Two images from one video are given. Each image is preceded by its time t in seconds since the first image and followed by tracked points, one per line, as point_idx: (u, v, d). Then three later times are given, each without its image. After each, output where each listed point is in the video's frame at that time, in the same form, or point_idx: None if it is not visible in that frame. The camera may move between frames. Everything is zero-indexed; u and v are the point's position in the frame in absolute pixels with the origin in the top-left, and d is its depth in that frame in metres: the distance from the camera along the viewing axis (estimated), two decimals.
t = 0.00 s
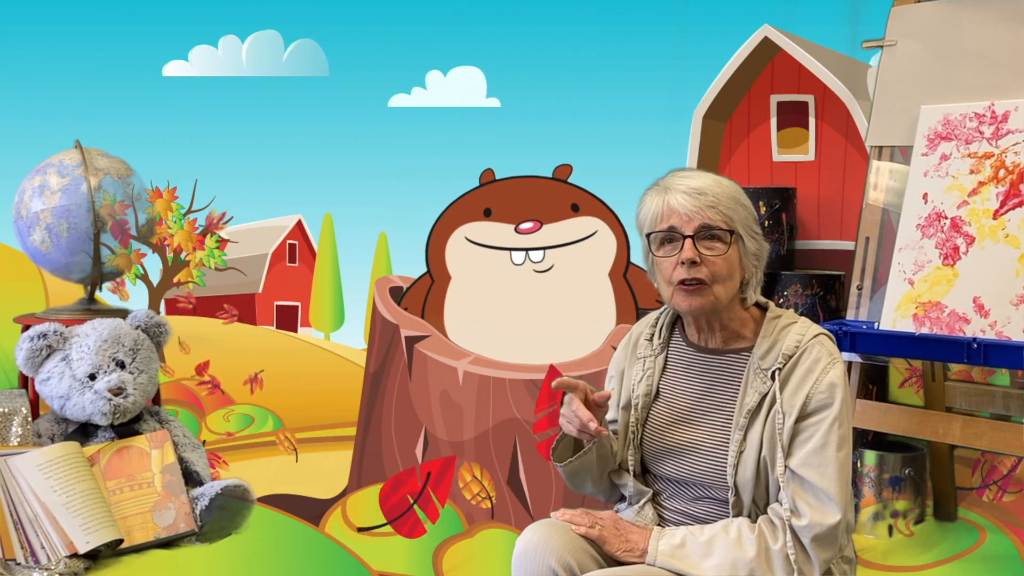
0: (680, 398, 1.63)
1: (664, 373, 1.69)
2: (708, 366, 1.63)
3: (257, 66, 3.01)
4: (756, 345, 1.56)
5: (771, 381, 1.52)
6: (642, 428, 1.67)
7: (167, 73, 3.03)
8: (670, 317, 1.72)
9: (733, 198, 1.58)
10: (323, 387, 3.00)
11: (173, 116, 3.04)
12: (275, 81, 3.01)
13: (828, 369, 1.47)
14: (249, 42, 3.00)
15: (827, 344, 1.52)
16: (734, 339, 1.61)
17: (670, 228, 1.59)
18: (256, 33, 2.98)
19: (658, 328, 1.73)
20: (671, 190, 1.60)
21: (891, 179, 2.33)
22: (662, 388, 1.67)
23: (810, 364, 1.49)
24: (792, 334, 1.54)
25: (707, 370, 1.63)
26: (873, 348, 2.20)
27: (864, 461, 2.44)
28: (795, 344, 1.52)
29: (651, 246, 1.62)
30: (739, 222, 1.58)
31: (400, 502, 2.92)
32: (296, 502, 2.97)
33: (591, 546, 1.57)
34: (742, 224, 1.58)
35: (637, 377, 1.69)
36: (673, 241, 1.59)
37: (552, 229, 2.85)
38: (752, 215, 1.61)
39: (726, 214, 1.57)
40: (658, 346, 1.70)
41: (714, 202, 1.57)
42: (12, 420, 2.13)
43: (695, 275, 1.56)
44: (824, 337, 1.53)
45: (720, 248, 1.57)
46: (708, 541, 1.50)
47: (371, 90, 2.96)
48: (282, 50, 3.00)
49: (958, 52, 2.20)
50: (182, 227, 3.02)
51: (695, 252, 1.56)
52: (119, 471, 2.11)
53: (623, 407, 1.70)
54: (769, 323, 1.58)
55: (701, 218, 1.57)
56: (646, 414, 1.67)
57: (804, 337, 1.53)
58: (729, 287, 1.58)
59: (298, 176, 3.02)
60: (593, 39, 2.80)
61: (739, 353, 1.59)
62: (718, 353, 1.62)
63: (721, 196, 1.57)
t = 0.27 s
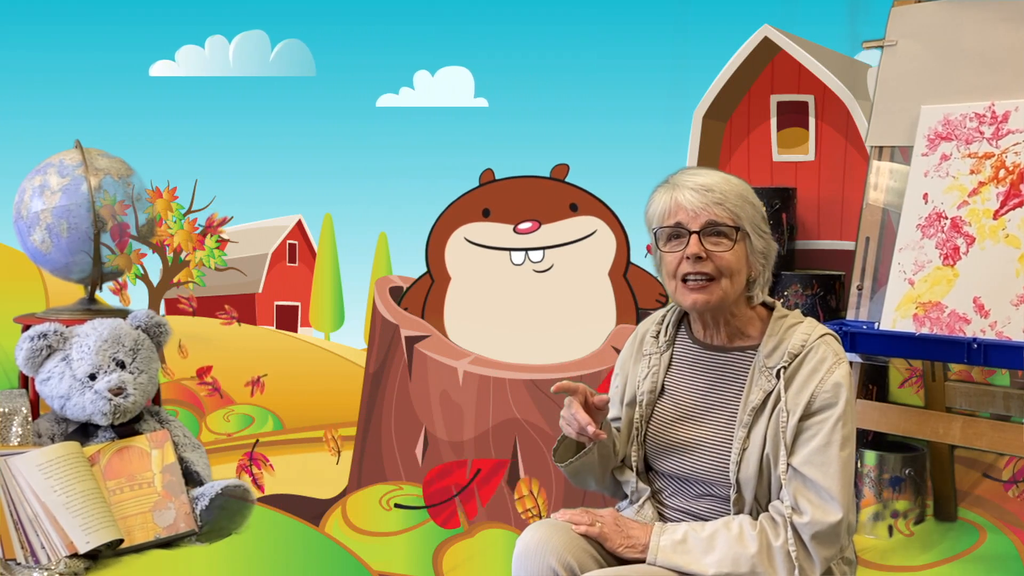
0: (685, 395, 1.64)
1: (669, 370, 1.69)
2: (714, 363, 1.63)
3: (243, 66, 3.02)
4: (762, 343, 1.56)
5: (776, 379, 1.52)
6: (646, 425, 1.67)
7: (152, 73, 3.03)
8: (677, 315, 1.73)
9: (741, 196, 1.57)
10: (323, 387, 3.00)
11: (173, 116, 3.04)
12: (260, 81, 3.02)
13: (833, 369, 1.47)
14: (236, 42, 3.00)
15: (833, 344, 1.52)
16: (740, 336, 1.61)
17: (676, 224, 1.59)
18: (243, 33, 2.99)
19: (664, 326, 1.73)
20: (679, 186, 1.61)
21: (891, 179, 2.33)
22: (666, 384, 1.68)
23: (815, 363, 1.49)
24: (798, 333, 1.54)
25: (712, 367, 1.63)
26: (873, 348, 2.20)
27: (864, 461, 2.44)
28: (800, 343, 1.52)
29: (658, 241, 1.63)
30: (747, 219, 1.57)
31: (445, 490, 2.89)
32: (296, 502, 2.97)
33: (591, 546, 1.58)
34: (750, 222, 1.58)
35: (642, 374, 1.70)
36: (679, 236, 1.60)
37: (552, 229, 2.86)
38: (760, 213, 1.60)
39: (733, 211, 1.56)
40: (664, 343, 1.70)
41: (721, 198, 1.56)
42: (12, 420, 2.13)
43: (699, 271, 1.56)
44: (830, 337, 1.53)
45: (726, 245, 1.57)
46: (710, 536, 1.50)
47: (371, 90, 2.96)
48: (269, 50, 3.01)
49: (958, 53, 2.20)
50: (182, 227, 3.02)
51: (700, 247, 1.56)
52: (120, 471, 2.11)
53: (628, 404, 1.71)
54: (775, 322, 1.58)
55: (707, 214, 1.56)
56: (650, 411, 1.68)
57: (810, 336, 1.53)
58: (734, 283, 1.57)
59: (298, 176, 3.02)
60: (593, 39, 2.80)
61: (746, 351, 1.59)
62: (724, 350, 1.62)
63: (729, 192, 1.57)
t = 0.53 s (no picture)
0: (691, 388, 1.63)
1: (676, 364, 1.68)
2: (720, 358, 1.62)
3: (231, 66, 3.03)
4: (769, 339, 1.56)
5: (782, 374, 1.51)
6: (652, 417, 1.66)
7: (139, 73, 3.03)
8: (685, 310, 1.73)
9: (753, 192, 1.56)
10: (323, 387, 3.00)
11: (173, 115, 3.04)
12: (247, 80, 3.02)
13: (839, 366, 1.47)
14: (223, 42, 3.00)
15: (840, 342, 1.52)
16: (748, 331, 1.61)
17: (687, 216, 1.59)
18: (229, 33, 2.99)
19: (673, 320, 1.73)
20: (692, 180, 1.61)
21: (891, 179, 2.33)
22: (673, 377, 1.67)
23: (821, 361, 1.49)
24: (805, 330, 1.54)
25: (718, 361, 1.62)
26: (873, 348, 2.21)
27: (865, 461, 2.45)
28: (807, 340, 1.52)
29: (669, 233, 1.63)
30: (757, 216, 1.56)
31: (487, 477, 2.86)
32: (296, 502, 2.97)
33: (592, 547, 1.58)
34: (761, 218, 1.57)
35: (648, 367, 1.69)
36: (688, 228, 1.60)
37: (552, 229, 2.85)
38: (773, 211, 1.59)
39: (743, 206, 1.56)
40: (671, 337, 1.70)
41: (731, 193, 1.56)
42: (12, 420, 2.12)
43: (705, 263, 1.56)
44: (837, 336, 1.53)
45: (734, 239, 1.56)
46: (718, 508, 1.46)
47: (371, 91, 2.96)
48: (256, 50, 3.01)
49: (958, 53, 2.20)
50: (182, 227, 3.02)
51: (708, 239, 1.56)
52: (120, 471, 2.11)
53: (634, 397, 1.70)
54: (783, 319, 1.58)
55: (717, 208, 1.56)
56: (656, 404, 1.67)
57: (817, 333, 1.53)
58: (741, 278, 1.56)
59: (298, 176, 3.02)
60: (594, 39, 2.80)
61: (754, 347, 1.59)
62: (731, 344, 1.61)
63: (740, 188, 1.56)
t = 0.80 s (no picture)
0: (698, 381, 1.58)
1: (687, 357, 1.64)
2: (729, 351, 1.57)
3: (226, 66, 3.02)
4: (778, 337, 1.50)
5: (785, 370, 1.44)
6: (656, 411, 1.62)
7: (139, 72, 3.03)
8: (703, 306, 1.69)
9: (761, 188, 1.50)
10: (323, 386, 3.01)
11: (173, 116, 3.04)
12: (232, 81, 3.03)
13: (842, 366, 1.39)
14: (210, 42, 3.01)
15: (848, 345, 1.43)
16: (758, 327, 1.56)
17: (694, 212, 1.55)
18: (217, 33, 2.99)
19: (688, 315, 1.70)
20: (705, 176, 1.57)
21: (892, 179, 2.33)
22: (683, 370, 1.63)
23: (826, 359, 1.40)
24: (814, 331, 1.47)
25: (727, 355, 1.57)
26: (873, 349, 2.21)
27: (865, 462, 2.46)
28: (815, 339, 1.44)
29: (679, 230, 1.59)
30: (765, 211, 1.49)
31: (530, 462, 2.83)
32: (296, 502, 2.97)
33: (592, 547, 1.57)
34: (769, 212, 1.49)
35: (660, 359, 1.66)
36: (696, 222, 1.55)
37: (551, 229, 2.86)
38: (786, 207, 1.51)
39: (749, 200, 1.49)
40: (685, 330, 1.67)
41: (737, 187, 1.50)
42: (12, 420, 2.12)
43: (706, 256, 1.51)
44: (846, 339, 1.44)
45: (737, 233, 1.50)
46: (724, 454, 1.31)
47: (371, 91, 2.97)
48: (243, 50, 3.01)
49: (958, 53, 2.20)
50: (182, 227, 3.02)
51: (709, 233, 1.51)
52: (120, 471, 2.11)
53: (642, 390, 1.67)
54: (795, 319, 1.52)
55: (721, 202, 1.51)
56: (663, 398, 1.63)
57: (825, 334, 1.45)
58: (743, 273, 1.50)
59: (298, 176, 3.02)
60: (594, 39, 2.80)
61: (763, 344, 1.53)
62: (739, 339, 1.56)
63: (747, 182, 1.50)
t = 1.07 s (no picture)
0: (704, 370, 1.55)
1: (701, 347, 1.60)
2: (734, 344, 1.53)
3: (224, 66, 3.03)
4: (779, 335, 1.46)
5: (776, 366, 1.40)
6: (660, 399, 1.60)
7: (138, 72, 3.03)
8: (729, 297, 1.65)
9: (735, 193, 1.44)
10: (324, 387, 3.01)
11: (173, 116, 3.04)
12: (219, 81, 3.03)
13: (829, 369, 1.34)
14: (196, 42, 3.01)
15: (846, 352, 1.37)
16: (756, 327, 1.51)
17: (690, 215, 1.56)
18: (216, 33, 3.00)
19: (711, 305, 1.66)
20: (705, 176, 1.53)
21: (892, 179, 2.33)
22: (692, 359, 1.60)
23: (816, 360, 1.36)
24: (814, 334, 1.41)
25: (732, 347, 1.53)
26: (874, 349, 2.22)
27: (865, 461, 2.45)
28: (811, 341, 1.39)
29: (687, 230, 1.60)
30: (738, 217, 1.43)
31: (574, 447, 2.80)
32: (296, 502, 2.97)
33: (594, 546, 1.57)
34: (743, 217, 1.42)
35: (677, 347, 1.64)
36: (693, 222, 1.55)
37: (552, 229, 2.85)
38: (767, 210, 1.40)
39: (722, 206, 1.46)
40: (705, 321, 1.63)
41: (713, 193, 1.47)
42: (12, 420, 2.12)
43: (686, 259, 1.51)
44: (845, 346, 1.38)
45: (711, 238, 1.47)
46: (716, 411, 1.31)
47: (371, 91, 2.97)
48: (230, 50, 3.02)
49: (959, 53, 2.20)
50: (182, 227, 3.02)
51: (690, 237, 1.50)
52: (120, 471, 2.10)
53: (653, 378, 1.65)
54: (799, 321, 1.46)
55: (701, 208, 1.50)
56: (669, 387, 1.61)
57: (822, 338, 1.39)
58: (715, 278, 1.47)
59: (298, 176, 3.02)
60: (594, 39, 2.80)
61: (762, 342, 1.49)
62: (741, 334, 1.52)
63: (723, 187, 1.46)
